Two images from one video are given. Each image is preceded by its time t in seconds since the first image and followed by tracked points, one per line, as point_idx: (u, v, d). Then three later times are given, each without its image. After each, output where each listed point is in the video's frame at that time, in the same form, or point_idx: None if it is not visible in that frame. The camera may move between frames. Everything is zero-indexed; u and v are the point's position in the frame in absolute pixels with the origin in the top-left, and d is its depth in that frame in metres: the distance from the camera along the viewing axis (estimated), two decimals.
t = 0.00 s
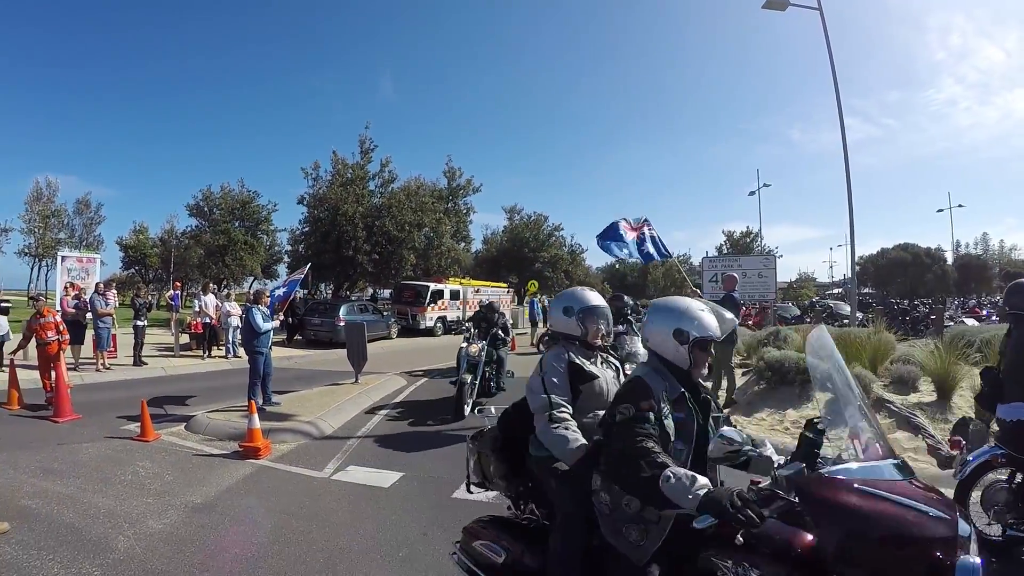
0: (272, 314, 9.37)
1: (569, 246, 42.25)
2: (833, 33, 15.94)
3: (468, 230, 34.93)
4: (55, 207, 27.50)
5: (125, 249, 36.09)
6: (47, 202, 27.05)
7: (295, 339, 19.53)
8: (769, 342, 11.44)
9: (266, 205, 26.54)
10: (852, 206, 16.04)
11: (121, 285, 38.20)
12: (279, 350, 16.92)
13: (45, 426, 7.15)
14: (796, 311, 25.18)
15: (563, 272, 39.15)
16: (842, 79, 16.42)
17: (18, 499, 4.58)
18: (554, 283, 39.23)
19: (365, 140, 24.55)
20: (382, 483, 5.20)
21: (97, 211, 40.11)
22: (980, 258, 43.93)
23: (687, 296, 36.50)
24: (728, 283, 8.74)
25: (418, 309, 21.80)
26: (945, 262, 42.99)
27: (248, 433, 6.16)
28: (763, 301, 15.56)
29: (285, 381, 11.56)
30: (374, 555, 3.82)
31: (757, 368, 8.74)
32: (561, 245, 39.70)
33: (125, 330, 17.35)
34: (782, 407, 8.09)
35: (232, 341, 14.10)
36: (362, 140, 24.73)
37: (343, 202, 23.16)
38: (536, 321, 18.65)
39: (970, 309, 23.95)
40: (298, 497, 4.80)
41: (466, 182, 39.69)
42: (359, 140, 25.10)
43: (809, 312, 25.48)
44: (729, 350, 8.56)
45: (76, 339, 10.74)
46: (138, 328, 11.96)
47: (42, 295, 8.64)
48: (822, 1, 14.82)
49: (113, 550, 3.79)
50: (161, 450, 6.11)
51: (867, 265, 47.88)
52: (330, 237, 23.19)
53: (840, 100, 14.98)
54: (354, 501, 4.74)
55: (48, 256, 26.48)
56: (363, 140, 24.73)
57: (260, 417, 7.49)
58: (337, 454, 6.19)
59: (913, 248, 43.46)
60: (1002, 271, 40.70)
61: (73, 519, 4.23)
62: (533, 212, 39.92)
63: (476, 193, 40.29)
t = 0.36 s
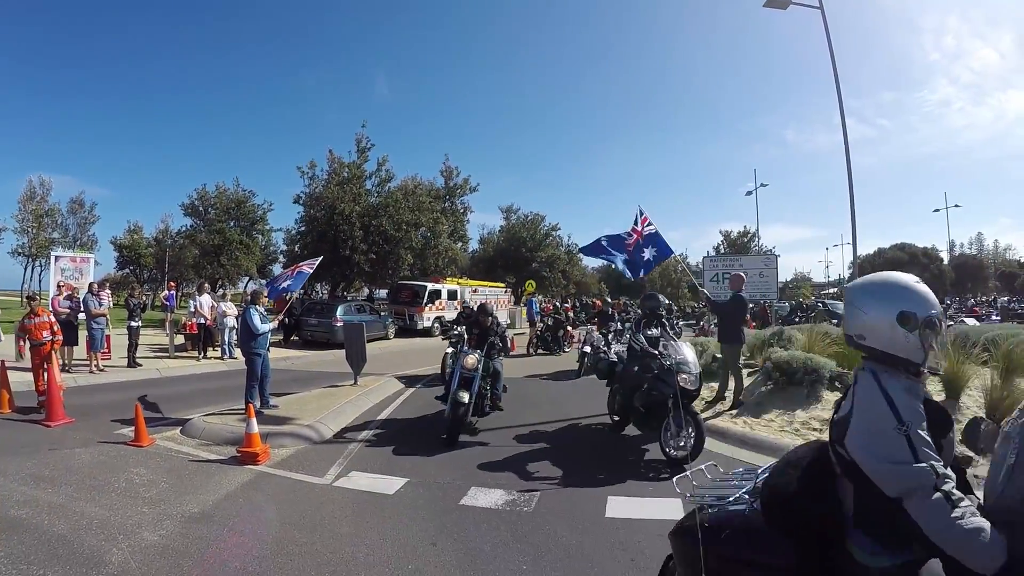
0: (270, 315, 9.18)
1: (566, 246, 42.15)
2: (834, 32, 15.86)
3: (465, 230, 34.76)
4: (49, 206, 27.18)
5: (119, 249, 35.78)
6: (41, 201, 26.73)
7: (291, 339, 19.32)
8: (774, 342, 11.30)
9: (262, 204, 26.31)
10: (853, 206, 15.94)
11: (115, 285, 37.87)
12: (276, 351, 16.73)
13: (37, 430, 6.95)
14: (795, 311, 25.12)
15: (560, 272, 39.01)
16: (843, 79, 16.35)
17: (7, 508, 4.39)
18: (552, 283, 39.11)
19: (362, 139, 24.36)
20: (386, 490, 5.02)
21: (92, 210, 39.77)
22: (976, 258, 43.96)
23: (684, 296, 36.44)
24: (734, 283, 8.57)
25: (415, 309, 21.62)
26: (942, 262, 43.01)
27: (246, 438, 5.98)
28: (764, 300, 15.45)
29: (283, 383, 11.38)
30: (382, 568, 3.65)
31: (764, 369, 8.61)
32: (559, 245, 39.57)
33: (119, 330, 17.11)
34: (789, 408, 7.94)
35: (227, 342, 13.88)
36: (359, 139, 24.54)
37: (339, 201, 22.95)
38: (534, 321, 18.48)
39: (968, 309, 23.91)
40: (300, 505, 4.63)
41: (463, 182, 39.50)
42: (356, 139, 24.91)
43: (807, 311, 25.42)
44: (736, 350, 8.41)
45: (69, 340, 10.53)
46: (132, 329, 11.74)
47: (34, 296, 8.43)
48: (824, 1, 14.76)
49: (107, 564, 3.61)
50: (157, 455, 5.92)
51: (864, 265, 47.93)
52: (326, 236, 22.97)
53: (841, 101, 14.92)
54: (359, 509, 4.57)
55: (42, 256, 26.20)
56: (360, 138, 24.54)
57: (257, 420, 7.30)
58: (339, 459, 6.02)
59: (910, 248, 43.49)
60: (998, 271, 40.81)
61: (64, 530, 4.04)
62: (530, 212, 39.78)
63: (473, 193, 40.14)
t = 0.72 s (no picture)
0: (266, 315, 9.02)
1: (565, 245, 42.02)
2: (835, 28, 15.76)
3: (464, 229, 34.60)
4: (45, 206, 26.97)
5: (116, 249, 35.60)
6: (37, 201, 26.51)
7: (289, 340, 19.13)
8: (779, 340, 11.16)
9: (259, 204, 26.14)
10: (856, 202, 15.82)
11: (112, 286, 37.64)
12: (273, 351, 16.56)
13: (29, 433, 6.78)
14: (795, 310, 24.94)
15: (559, 272, 38.86)
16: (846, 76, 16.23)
17: None
18: (551, 283, 38.96)
19: (359, 138, 24.21)
20: (388, 494, 4.89)
21: (88, 211, 39.54)
22: (975, 255, 43.85)
23: (683, 295, 36.25)
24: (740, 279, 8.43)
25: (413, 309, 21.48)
26: (941, 260, 42.91)
27: (243, 441, 5.82)
28: (766, 298, 15.30)
29: (281, 384, 11.21)
30: None
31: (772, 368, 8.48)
32: (558, 244, 39.43)
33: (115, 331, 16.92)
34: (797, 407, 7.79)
35: (224, 343, 13.72)
36: (356, 137, 24.38)
37: (337, 200, 22.78)
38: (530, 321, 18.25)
39: (971, 307, 23.69)
40: (298, 511, 4.48)
41: (462, 181, 39.36)
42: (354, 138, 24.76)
43: (808, 310, 25.25)
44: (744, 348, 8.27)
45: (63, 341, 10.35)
46: (127, 329, 11.57)
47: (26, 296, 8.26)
48: None
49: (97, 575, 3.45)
50: (152, 459, 5.76)
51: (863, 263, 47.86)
52: (324, 235, 22.79)
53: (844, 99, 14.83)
54: (360, 515, 4.43)
55: (37, 256, 25.99)
56: (357, 137, 24.38)
57: (255, 423, 7.15)
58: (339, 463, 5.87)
59: (909, 246, 43.41)
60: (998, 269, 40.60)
61: (53, 538, 3.88)
62: (529, 211, 39.62)
63: (471, 193, 39.97)
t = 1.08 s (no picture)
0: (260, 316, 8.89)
1: (560, 246, 42.00)
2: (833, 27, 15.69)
3: (459, 229, 34.49)
4: (37, 205, 26.73)
5: (109, 250, 35.38)
6: (29, 200, 26.26)
7: (283, 341, 18.98)
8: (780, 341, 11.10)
9: (253, 204, 25.97)
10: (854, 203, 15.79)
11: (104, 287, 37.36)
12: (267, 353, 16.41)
13: (16, 437, 6.63)
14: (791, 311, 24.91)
15: (554, 273, 38.79)
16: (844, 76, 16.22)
17: None
18: (546, 284, 38.87)
19: (354, 137, 24.09)
20: (386, 502, 4.81)
21: (81, 210, 39.26)
22: (970, 257, 43.94)
23: (679, 296, 36.22)
24: (740, 279, 8.36)
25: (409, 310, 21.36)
26: (935, 261, 43.05)
27: (235, 446, 5.71)
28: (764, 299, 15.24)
29: (275, 386, 11.08)
30: None
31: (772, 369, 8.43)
32: (553, 245, 39.38)
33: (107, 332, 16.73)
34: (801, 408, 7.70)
35: (217, 344, 13.57)
36: (351, 137, 24.26)
37: (332, 200, 22.64)
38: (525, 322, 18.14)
39: (968, 307, 23.67)
40: (293, 520, 4.37)
41: (457, 181, 39.25)
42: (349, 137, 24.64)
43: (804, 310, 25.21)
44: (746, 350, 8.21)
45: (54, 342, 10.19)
46: (119, 330, 11.40)
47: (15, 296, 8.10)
48: None
49: None
50: (143, 464, 5.64)
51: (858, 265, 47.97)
52: (319, 236, 22.64)
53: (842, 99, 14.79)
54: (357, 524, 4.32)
55: (29, 256, 25.71)
56: (352, 137, 24.26)
57: (249, 426, 7.02)
58: (332, 469, 5.77)
59: (905, 248, 43.59)
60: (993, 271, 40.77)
61: (38, 547, 3.75)
62: (524, 212, 39.55)
63: (466, 193, 39.83)
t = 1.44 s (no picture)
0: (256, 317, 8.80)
1: (556, 247, 41.97)
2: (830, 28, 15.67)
3: (455, 230, 34.41)
4: (31, 205, 26.52)
5: (103, 249, 35.17)
6: (23, 199, 26.05)
7: (278, 342, 18.87)
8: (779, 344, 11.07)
9: (249, 204, 25.83)
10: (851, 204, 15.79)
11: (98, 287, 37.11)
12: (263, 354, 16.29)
13: (8, 439, 6.52)
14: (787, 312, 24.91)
15: (550, 274, 38.75)
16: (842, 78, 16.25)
17: None
18: (541, 284, 38.82)
19: (350, 137, 24.00)
20: (387, 507, 4.75)
21: (75, 210, 39.01)
22: (965, 258, 44.07)
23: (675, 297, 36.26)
24: (741, 279, 8.31)
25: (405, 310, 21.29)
26: (931, 263, 43.19)
27: (232, 450, 5.62)
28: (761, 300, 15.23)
29: (271, 388, 10.99)
30: None
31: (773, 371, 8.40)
32: (549, 245, 39.35)
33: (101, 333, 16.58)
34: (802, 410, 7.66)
35: (212, 345, 13.47)
36: (347, 137, 24.16)
37: (328, 200, 22.53)
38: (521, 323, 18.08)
39: (964, 309, 23.74)
40: (291, 526, 4.29)
41: (453, 182, 39.16)
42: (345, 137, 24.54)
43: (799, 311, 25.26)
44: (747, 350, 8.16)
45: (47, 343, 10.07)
46: (113, 331, 11.27)
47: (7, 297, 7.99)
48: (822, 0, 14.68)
49: None
50: (137, 467, 5.55)
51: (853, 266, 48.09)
52: (315, 236, 22.54)
53: (840, 101, 14.77)
54: (357, 530, 4.25)
55: (22, 256, 25.49)
56: (348, 136, 24.17)
57: (245, 429, 6.93)
58: (331, 473, 5.69)
59: (900, 249, 43.77)
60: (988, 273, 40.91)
61: (29, 554, 3.66)
62: (520, 213, 39.51)
63: (462, 193, 39.76)
